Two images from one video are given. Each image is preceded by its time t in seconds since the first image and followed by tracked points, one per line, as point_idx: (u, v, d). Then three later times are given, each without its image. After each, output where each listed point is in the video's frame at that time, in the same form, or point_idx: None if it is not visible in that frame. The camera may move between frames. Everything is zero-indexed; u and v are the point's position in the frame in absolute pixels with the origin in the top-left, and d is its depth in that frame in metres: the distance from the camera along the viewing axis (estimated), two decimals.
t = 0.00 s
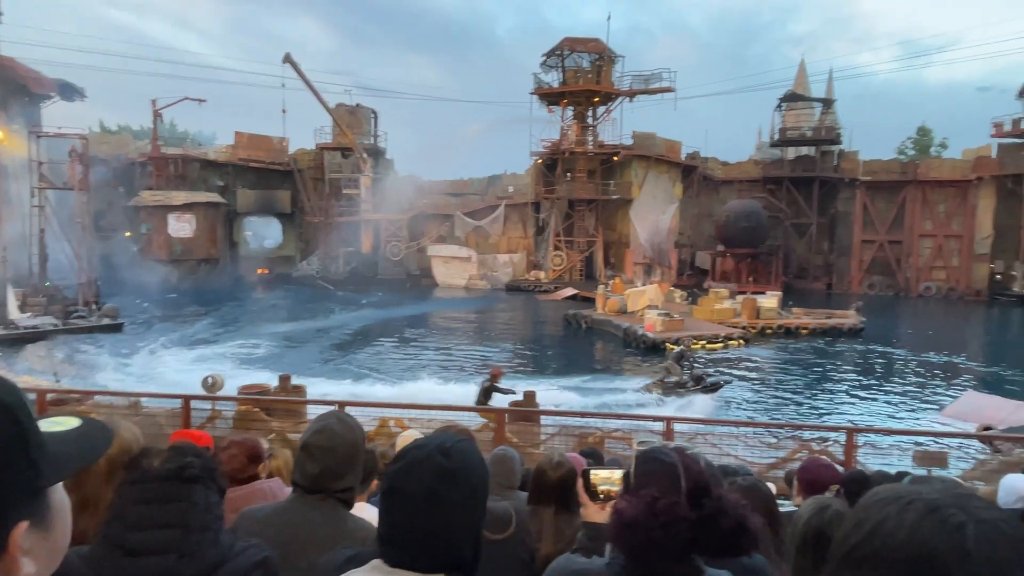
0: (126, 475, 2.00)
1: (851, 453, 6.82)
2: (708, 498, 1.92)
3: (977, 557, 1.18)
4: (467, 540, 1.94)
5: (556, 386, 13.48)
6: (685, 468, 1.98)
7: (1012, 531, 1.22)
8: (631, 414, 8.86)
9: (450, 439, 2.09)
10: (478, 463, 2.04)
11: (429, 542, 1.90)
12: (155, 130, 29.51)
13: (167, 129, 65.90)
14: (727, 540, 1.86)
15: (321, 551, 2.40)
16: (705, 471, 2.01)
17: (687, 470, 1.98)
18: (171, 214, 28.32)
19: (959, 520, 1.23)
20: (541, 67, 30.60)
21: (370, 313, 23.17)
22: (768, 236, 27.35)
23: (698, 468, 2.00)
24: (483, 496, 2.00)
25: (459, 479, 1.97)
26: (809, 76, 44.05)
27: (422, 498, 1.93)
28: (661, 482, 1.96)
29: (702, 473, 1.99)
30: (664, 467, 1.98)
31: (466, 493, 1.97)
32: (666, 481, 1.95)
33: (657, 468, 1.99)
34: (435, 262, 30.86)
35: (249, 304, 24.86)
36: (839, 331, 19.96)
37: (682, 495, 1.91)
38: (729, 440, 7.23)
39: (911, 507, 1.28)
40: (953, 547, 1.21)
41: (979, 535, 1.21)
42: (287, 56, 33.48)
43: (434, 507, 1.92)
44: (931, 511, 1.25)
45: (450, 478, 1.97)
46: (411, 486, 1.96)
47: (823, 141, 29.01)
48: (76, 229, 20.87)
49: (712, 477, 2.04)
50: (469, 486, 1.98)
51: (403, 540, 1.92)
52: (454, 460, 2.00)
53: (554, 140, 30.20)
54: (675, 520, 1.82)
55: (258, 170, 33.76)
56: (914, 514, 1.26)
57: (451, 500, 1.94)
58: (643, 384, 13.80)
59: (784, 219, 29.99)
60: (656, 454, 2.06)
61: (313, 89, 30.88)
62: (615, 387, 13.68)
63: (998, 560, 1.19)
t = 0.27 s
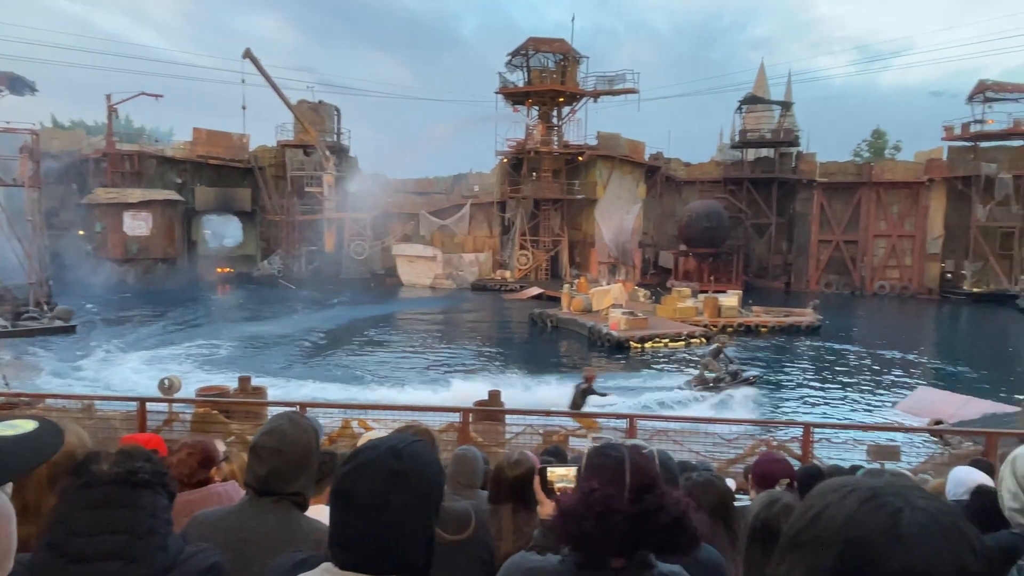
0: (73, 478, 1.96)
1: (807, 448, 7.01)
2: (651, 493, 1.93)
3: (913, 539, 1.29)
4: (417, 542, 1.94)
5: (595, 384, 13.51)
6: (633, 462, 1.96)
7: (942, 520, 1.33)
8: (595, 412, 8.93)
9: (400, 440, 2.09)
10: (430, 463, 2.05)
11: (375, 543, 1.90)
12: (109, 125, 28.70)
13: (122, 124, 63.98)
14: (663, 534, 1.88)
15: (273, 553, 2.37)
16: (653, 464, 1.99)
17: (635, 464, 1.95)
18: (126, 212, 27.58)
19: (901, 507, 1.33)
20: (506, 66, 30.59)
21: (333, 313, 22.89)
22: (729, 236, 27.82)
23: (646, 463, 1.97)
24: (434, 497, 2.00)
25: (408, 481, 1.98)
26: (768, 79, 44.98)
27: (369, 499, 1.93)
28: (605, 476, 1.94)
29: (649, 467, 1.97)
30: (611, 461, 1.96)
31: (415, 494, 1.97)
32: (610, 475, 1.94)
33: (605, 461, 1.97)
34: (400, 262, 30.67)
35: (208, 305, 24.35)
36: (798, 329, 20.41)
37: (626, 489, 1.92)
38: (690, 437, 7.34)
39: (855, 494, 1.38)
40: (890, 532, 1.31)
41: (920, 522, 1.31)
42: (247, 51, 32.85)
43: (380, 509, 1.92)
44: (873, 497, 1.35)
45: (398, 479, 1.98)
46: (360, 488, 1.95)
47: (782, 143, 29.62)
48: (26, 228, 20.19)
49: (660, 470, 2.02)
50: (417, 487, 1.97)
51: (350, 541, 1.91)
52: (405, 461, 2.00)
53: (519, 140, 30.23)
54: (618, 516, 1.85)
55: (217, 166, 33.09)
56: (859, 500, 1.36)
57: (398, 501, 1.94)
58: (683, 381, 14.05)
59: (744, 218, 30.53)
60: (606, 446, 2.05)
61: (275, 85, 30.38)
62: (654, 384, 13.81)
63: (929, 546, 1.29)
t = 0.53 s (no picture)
0: (22, 484, 1.93)
1: (767, 444, 7.18)
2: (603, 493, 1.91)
3: (848, 528, 1.37)
4: (367, 542, 1.93)
5: (562, 384, 13.58)
6: (586, 459, 1.94)
7: (879, 510, 1.40)
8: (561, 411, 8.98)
9: (353, 440, 2.10)
10: (382, 463, 2.04)
11: (322, 544, 1.90)
12: (63, 121, 27.88)
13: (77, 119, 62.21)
14: (609, 531, 1.86)
15: (228, 557, 2.34)
16: (607, 462, 1.98)
17: (587, 461, 1.94)
18: (82, 210, 26.85)
19: (839, 497, 1.41)
20: (472, 65, 30.56)
21: (297, 313, 22.60)
22: (693, 236, 28.22)
23: (599, 461, 1.96)
24: (383, 498, 1.99)
25: (358, 482, 1.98)
26: (730, 82, 45.73)
27: (318, 501, 1.94)
28: (556, 474, 1.93)
29: (603, 464, 1.96)
30: (564, 457, 1.95)
31: (363, 495, 1.96)
32: (560, 471, 1.93)
33: (558, 458, 1.95)
34: (366, 261, 30.42)
35: (167, 305, 23.84)
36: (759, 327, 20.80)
37: (576, 488, 1.90)
38: (656, 435, 7.42)
39: (796, 485, 1.46)
40: (824, 521, 1.39)
41: (857, 511, 1.39)
42: (207, 47, 32.19)
43: (328, 511, 1.93)
44: (812, 488, 1.44)
45: (347, 480, 1.98)
46: (309, 490, 1.96)
47: (744, 144, 30.13)
48: None
49: (615, 467, 2.01)
50: (366, 488, 1.97)
51: (300, 542, 1.93)
52: (355, 462, 2.00)
53: (486, 139, 30.20)
54: (567, 515, 1.85)
55: (176, 164, 32.40)
56: (798, 491, 1.45)
57: (347, 502, 1.95)
58: (720, 376, 14.63)
59: (707, 219, 30.99)
60: (561, 443, 2.04)
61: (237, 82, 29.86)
62: (696, 379, 14.35)
63: (863, 535, 1.36)
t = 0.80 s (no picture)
0: None
1: (728, 441, 7.33)
2: (556, 489, 1.92)
3: (775, 520, 1.41)
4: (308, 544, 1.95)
5: (528, 384, 13.61)
6: (539, 456, 1.95)
7: (808, 502, 1.44)
8: (526, 411, 8.99)
9: (297, 441, 2.11)
10: (327, 463, 2.05)
11: (267, 545, 1.92)
12: (12, 116, 26.94)
13: (26, 113, 60.22)
14: (558, 529, 1.87)
15: (177, 562, 2.30)
16: (559, 459, 1.99)
17: (540, 458, 1.95)
18: (32, 208, 26.00)
19: (767, 489, 1.45)
20: (437, 64, 30.41)
21: (259, 314, 22.24)
22: (656, 236, 28.54)
23: (551, 458, 1.97)
24: (330, 499, 2.00)
25: (301, 481, 1.99)
26: (692, 84, 46.38)
27: (259, 501, 1.96)
28: (507, 471, 1.94)
29: (556, 461, 1.97)
30: (517, 454, 1.96)
31: (306, 498, 1.97)
32: (512, 468, 1.93)
33: (509, 456, 1.96)
34: (329, 261, 30.06)
35: (123, 307, 23.22)
36: (721, 326, 21.15)
37: (528, 485, 1.90)
38: (620, 434, 7.49)
39: (729, 479, 1.51)
40: (752, 513, 1.43)
41: (784, 503, 1.43)
42: (164, 41, 31.44)
43: (271, 512, 1.94)
44: (743, 480, 1.49)
45: (290, 482, 1.99)
46: (250, 491, 1.97)
47: (706, 146, 30.58)
48: None
49: (567, 464, 2.02)
50: (308, 488, 1.98)
51: (246, 542, 1.95)
52: (296, 463, 2.02)
53: (451, 139, 30.08)
54: (517, 511, 1.85)
55: (132, 161, 31.58)
56: (731, 484, 1.50)
57: (289, 504, 1.96)
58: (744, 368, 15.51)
59: (671, 219, 31.35)
60: (516, 441, 2.05)
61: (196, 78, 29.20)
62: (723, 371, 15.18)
63: (789, 526, 1.40)
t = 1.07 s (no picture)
0: None
1: (693, 437, 7.45)
2: (508, 490, 1.93)
3: (703, 514, 1.42)
4: (246, 546, 2.01)
5: (496, 384, 13.62)
6: (491, 456, 1.97)
7: (739, 496, 1.44)
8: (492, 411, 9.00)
9: (236, 444, 2.17)
10: (266, 465, 2.11)
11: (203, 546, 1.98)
12: None
13: None
14: (510, 529, 1.87)
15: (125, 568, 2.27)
16: (512, 459, 2.00)
17: (492, 458, 1.96)
18: None
19: (699, 484, 1.46)
20: (404, 63, 30.26)
21: (222, 315, 21.85)
22: (623, 236, 28.80)
23: (504, 458, 1.99)
24: (270, 500, 2.06)
25: (235, 483, 2.04)
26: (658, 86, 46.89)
27: (194, 506, 2.01)
28: (459, 471, 1.95)
29: (508, 460, 1.99)
30: (469, 454, 1.98)
31: (244, 499, 2.03)
32: (463, 469, 1.94)
33: (461, 457, 1.98)
34: (294, 261, 29.66)
35: (80, 308, 22.62)
36: (686, 325, 21.43)
37: (480, 486, 1.91)
38: (587, 432, 7.54)
39: (662, 474, 1.53)
40: (682, 508, 1.44)
41: (714, 498, 1.43)
42: (123, 36, 30.70)
43: (208, 514, 2.00)
44: (675, 475, 1.51)
45: (226, 485, 2.05)
46: (184, 496, 2.03)
47: (671, 148, 30.96)
48: None
49: (520, 464, 2.03)
50: (241, 489, 2.03)
51: (182, 543, 2.00)
52: (230, 465, 2.07)
53: (419, 139, 29.93)
54: (467, 511, 1.86)
55: (89, 158, 30.77)
56: (664, 480, 1.51)
57: (225, 506, 2.02)
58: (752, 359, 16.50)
59: (637, 220, 31.66)
60: (469, 441, 2.07)
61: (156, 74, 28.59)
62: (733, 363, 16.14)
63: (716, 520, 1.41)
